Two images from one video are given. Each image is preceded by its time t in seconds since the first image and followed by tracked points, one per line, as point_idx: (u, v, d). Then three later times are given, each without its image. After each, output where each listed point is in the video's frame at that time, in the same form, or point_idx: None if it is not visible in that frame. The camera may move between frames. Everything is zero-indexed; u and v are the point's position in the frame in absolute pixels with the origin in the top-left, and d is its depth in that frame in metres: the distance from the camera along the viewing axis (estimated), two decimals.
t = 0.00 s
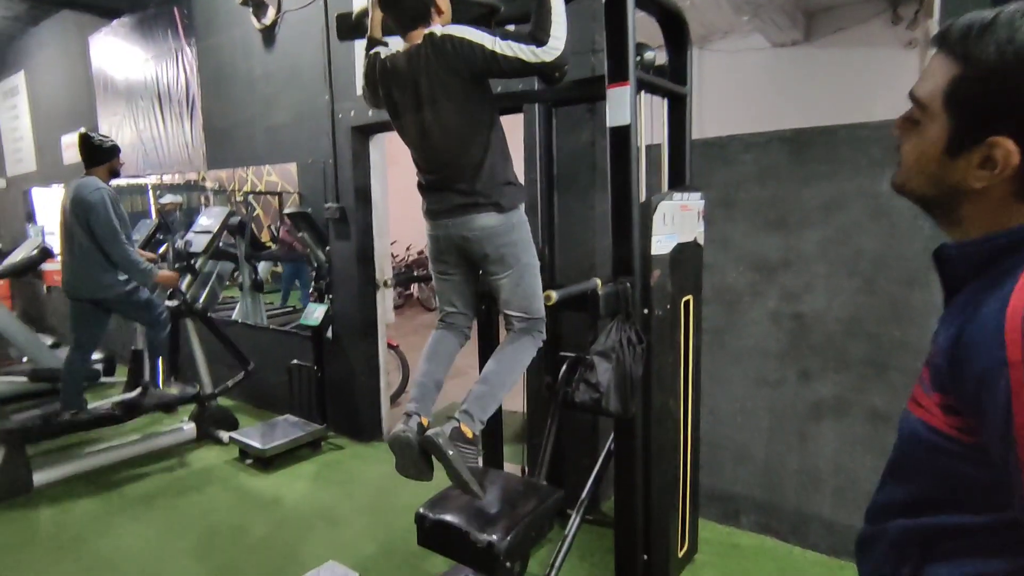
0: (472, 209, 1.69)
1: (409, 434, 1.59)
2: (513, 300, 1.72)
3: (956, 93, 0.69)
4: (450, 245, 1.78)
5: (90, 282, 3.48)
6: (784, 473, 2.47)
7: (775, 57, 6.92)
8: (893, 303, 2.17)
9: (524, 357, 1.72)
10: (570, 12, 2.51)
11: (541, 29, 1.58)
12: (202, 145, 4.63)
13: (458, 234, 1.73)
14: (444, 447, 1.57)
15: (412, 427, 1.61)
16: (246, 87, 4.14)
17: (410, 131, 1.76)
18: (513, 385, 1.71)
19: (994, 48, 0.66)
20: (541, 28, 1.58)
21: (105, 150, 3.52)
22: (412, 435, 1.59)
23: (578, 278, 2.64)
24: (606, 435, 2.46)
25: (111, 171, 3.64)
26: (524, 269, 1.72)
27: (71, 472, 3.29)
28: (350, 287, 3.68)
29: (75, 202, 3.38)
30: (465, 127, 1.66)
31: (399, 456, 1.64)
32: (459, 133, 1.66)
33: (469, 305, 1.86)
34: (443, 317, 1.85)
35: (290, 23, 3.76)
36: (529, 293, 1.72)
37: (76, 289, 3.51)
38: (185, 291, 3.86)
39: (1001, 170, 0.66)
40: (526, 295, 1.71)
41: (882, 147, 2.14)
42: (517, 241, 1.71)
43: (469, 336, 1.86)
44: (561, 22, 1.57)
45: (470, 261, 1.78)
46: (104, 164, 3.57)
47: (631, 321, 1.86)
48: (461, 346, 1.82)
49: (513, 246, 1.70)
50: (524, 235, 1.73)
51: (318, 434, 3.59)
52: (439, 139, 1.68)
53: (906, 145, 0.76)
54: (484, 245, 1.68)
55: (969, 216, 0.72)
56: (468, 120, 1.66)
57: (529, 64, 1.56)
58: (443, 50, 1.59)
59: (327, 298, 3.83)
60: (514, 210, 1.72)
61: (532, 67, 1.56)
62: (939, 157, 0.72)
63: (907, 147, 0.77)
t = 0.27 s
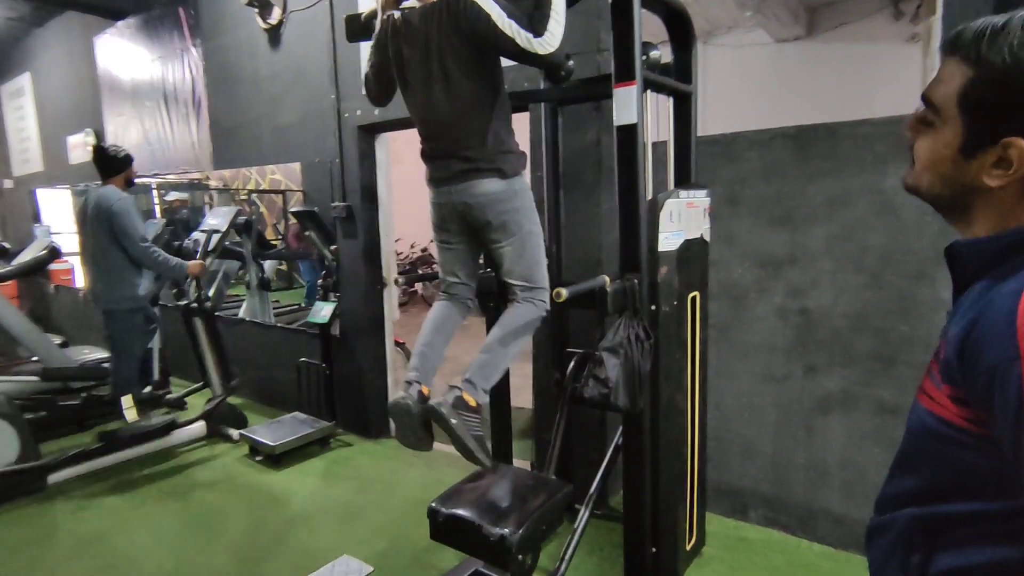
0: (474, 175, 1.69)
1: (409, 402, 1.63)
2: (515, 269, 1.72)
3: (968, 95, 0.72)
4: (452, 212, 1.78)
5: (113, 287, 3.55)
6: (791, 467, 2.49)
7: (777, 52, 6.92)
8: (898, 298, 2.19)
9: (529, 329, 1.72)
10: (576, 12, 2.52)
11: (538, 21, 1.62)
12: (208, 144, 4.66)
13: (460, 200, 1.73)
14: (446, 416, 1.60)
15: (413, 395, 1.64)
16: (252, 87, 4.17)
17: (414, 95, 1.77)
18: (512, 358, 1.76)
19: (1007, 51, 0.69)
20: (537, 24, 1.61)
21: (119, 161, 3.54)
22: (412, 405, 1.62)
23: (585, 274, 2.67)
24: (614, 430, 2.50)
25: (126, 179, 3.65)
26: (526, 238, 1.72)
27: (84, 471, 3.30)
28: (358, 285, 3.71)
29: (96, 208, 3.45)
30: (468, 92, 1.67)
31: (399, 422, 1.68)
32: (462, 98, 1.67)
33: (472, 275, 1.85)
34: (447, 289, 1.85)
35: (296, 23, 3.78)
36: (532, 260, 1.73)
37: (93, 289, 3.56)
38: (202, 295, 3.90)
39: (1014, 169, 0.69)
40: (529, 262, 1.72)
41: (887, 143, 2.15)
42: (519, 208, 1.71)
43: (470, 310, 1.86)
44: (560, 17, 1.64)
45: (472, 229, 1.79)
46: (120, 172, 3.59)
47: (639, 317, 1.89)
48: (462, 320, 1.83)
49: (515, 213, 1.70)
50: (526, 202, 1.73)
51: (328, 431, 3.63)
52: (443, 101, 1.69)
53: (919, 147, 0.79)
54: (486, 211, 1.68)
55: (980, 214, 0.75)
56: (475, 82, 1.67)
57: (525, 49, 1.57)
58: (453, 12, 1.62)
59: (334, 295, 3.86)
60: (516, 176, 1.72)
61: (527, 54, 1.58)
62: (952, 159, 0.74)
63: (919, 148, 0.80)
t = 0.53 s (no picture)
0: (483, 168, 1.70)
1: (403, 400, 1.60)
2: (518, 268, 1.72)
3: (997, 100, 0.73)
4: (460, 207, 1.79)
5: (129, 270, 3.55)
6: (800, 464, 2.50)
7: (781, 50, 6.93)
8: (907, 295, 2.20)
9: (527, 329, 1.71)
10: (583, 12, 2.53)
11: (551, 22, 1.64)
12: (215, 145, 4.68)
13: (468, 194, 1.74)
14: (437, 413, 1.54)
15: (407, 393, 1.62)
16: (259, 88, 4.19)
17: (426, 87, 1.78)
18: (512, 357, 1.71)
19: None
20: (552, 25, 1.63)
21: (128, 151, 3.58)
22: (406, 400, 1.59)
23: (593, 273, 2.68)
24: (623, 428, 2.51)
25: (134, 171, 3.68)
26: (531, 235, 1.73)
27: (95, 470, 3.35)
28: (365, 285, 3.73)
29: (105, 199, 3.44)
30: (481, 88, 1.69)
31: (393, 420, 1.65)
32: (474, 94, 1.69)
33: (475, 273, 1.86)
34: (449, 286, 1.86)
35: (302, 24, 3.80)
36: (535, 259, 1.73)
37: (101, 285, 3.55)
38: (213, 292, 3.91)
39: None
40: (532, 262, 1.72)
41: (895, 141, 2.16)
42: (525, 206, 1.72)
43: (474, 309, 1.86)
44: (573, 20, 1.65)
45: (479, 224, 1.80)
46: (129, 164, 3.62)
47: (650, 316, 1.90)
48: (465, 319, 1.82)
49: (521, 210, 1.71)
50: (533, 201, 1.74)
51: (336, 430, 3.64)
52: (456, 96, 1.70)
53: (945, 151, 0.80)
54: (492, 206, 1.70)
55: (1009, 216, 0.76)
56: (488, 77, 1.69)
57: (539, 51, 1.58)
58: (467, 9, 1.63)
59: (342, 295, 3.88)
60: (524, 174, 1.73)
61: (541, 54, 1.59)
62: (981, 162, 0.75)
63: (944, 152, 0.81)
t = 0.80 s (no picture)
0: (490, 212, 1.67)
1: (404, 445, 1.54)
2: (524, 312, 1.67)
3: (1016, 97, 0.74)
4: (468, 247, 1.75)
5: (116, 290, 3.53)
6: (808, 462, 2.51)
7: (783, 48, 6.93)
8: (915, 293, 2.20)
9: (529, 376, 1.66)
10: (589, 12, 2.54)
11: (574, 26, 1.57)
12: (220, 146, 4.69)
13: (475, 236, 1.71)
14: (436, 462, 1.51)
15: (409, 438, 1.55)
16: (264, 89, 4.20)
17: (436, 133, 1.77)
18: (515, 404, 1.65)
19: None
20: (575, 24, 1.57)
21: (132, 165, 3.59)
22: (407, 447, 1.53)
23: (600, 272, 2.69)
24: (630, 426, 2.52)
25: (139, 185, 3.70)
26: (538, 278, 1.68)
27: (102, 470, 3.37)
28: (371, 285, 3.74)
29: (107, 214, 3.45)
30: (492, 128, 1.65)
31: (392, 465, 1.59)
32: (486, 135, 1.65)
33: (483, 315, 1.80)
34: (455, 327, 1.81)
35: (307, 25, 3.81)
36: (541, 303, 1.68)
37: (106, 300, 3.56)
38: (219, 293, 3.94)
39: None
40: (538, 306, 1.67)
41: (901, 138, 2.16)
42: (531, 249, 1.67)
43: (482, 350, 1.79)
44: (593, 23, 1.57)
45: (485, 265, 1.75)
46: (134, 177, 3.63)
47: (659, 314, 1.90)
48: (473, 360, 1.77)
49: (527, 254, 1.66)
50: (540, 243, 1.70)
51: (343, 430, 3.66)
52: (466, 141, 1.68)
53: (964, 148, 0.81)
54: (498, 248, 1.66)
55: None
56: (498, 119, 1.65)
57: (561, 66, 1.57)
58: (474, 50, 1.61)
59: (347, 295, 3.90)
60: (532, 217, 1.69)
61: (567, 65, 1.57)
62: (1000, 159, 0.76)
63: (961, 149, 0.82)
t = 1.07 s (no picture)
0: (502, 286, 1.72)
1: (419, 516, 1.65)
2: (534, 380, 1.77)
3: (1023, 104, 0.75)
4: (481, 315, 1.82)
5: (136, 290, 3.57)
6: (813, 465, 2.51)
7: (787, 52, 6.94)
8: (920, 296, 2.20)
9: (538, 443, 1.75)
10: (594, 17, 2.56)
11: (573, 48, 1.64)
12: (226, 151, 4.72)
13: (489, 306, 1.77)
14: (449, 535, 1.61)
15: (423, 509, 1.67)
16: (270, 94, 4.23)
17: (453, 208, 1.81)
18: (526, 469, 1.75)
19: None
20: (575, 43, 1.63)
21: (145, 162, 3.61)
22: (421, 518, 1.65)
23: (605, 276, 2.70)
24: (636, 429, 2.53)
25: (150, 181, 3.72)
26: (550, 350, 1.75)
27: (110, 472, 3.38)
28: (376, 289, 3.76)
29: (120, 208, 3.49)
30: (505, 204, 1.69)
31: (410, 535, 1.70)
32: (500, 210, 1.70)
33: (495, 376, 1.89)
34: (467, 389, 1.91)
35: (314, 31, 3.84)
36: (551, 372, 1.76)
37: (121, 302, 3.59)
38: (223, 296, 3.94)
39: None
40: (548, 376, 1.75)
41: (906, 143, 2.17)
42: (543, 322, 1.74)
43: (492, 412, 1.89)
44: (592, 38, 1.63)
45: (498, 332, 1.83)
46: (147, 173, 3.65)
47: (665, 317, 1.91)
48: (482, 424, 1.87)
49: (539, 327, 1.73)
50: (553, 316, 1.76)
51: (349, 433, 3.67)
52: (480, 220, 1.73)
53: (973, 156, 0.82)
54: (512, 321, 1.73)
55: None
56: (510, 198, 1.68)
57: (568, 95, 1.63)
58: (483, 139, 1.61)
59: (353, 299, 3.92)
60: (545, 290, 1.75)
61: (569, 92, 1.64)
62: (1012, 165, 0.77)
63: (972, 155, 0.83)
